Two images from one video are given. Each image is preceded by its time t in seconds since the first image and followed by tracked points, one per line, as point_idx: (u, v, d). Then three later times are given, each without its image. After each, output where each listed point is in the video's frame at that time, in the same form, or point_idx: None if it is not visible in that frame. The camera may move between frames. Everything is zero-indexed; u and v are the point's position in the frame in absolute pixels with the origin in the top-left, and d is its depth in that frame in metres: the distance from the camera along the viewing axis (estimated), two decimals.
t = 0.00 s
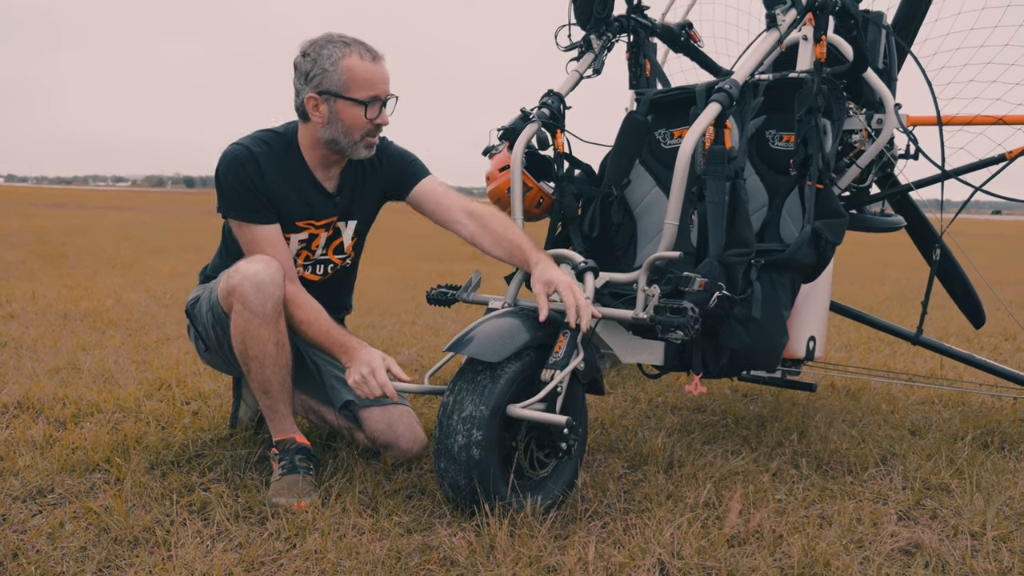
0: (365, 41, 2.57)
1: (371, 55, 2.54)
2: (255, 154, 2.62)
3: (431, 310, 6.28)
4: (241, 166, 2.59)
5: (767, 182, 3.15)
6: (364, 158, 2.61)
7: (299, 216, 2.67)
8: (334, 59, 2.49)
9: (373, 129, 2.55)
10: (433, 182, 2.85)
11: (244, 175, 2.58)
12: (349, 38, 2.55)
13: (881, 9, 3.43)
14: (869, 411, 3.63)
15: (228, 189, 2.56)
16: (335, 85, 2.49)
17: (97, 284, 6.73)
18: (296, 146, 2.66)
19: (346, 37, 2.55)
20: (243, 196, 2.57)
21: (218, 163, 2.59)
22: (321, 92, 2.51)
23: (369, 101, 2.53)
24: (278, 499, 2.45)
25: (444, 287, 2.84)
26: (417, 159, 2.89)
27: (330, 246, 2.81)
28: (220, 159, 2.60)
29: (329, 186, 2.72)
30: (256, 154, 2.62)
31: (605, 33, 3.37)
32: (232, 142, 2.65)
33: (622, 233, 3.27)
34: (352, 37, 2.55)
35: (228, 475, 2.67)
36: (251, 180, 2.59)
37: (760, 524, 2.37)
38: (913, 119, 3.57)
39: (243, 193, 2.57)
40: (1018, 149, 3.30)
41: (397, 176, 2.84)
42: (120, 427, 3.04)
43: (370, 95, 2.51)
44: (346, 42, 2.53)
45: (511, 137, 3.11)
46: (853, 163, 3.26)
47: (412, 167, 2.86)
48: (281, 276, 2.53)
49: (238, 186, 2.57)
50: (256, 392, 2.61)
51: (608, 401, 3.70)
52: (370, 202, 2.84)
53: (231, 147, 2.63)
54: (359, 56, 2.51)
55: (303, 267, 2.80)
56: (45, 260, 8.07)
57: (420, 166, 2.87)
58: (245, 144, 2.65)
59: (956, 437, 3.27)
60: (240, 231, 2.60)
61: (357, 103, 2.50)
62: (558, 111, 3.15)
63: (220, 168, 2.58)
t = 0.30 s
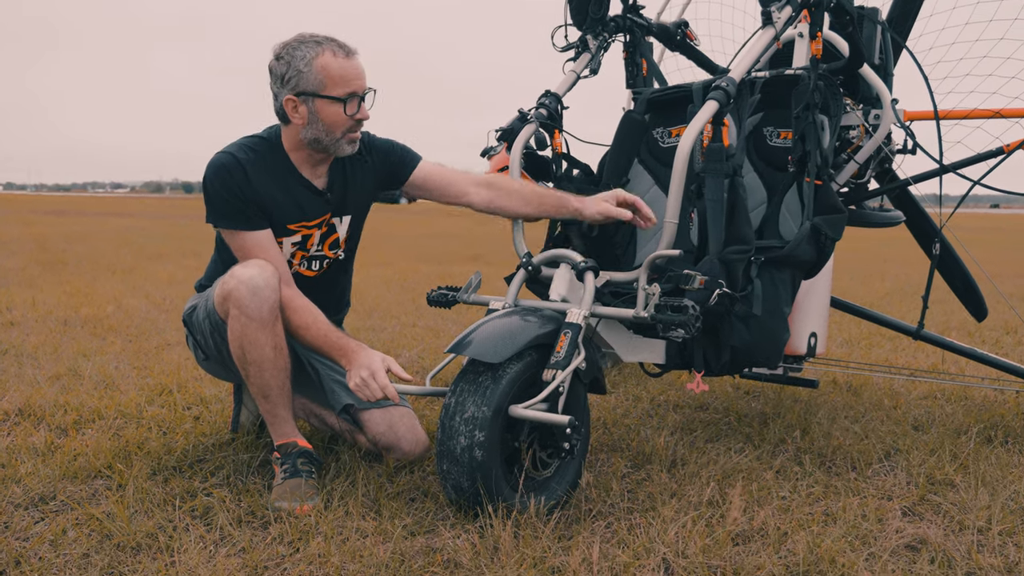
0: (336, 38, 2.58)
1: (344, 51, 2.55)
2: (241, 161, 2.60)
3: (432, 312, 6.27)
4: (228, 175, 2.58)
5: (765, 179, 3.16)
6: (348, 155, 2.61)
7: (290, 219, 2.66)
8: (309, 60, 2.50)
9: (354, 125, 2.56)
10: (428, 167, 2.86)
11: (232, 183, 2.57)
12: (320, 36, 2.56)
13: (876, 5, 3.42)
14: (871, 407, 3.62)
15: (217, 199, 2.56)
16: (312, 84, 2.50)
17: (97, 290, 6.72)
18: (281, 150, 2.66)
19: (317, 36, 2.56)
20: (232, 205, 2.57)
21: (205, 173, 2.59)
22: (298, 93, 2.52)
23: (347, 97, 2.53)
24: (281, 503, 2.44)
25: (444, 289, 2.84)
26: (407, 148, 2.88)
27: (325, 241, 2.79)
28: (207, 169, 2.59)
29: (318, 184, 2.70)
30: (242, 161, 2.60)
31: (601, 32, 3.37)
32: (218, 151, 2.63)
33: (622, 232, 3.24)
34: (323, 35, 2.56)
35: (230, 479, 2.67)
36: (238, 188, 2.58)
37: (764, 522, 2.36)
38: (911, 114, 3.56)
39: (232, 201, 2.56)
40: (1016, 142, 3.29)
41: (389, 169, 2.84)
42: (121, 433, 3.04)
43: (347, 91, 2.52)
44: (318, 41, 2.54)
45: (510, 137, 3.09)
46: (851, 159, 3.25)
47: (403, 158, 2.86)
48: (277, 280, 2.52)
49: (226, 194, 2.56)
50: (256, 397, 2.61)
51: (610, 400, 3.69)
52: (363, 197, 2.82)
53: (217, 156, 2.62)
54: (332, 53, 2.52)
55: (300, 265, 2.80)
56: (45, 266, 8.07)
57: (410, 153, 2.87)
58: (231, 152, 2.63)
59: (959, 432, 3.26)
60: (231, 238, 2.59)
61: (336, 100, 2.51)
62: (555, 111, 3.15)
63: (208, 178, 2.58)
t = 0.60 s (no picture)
0: (339, 48, 2.59)
1: (346, 60, 2.55)
2: (241, 167, 2.61)
3: (431, 315, 6.27)
4: (227, 180, 2.58)
5: (764, 182, 3.16)
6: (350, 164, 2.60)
7: (289, 225, 2.67)
8: (310, 69, 2.51)
9: (355, 134, 2.55)
10: (437, 181, 2.88)
11: (231, 188, 2.58)
12: (323, 46, 2.57)
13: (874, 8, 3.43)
14: (870, 410, 3.62)
15: (215, 203, 2.56)
16: (312, 92, 2.50)
17: (94, 294, 6.71)
18: (282, 156, 2.66)
19: (320, 45, 2.57)
20: (231, 210, 2.57)
21: (204, 177, 2.59)
22: (299, 102, 2.53)
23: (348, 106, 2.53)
24: (279, 507, 2.43)
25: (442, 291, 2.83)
26: (411, 159, 2.88)
27: (324, 249, 2.78)
28: (207, 173, 2.60)
29: (318, 192, 2.70)
30: (242, 166, 2.61)
31: (600, 36, 3.38)
32: (218, 155, 2.64)
33: (621, 235, 3.27)
34: (325, 45, 2.57)
35: (229, 483, 2.66)
36: (237, 194, 2.58)
37: (763, 524, 2.36)
38: (909, 117, 3.57)
39: (230, 206, 2.57)
40: (1014, 145, 3.30)
41: (394, 183, 2.84)
42: (120, 436, 3.03)
43: (348, 100, 2.52)
44: (321, 50, 2.55)
45: (508, 140, 3.14)
46: (850, 162, 3.24)
47: (407, 168, 2.85)
48: (273, 284, 2.52)
49: (225, 200, 2.56)
50: (253, 400, 2.61)
51: (609, 403, 3.69)
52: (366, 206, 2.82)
53: (216, 160, 2.62)
54: (334, 62, 2.52)
55: (297, 272, 2.79)
56: (42, 270, 8.05)
57: (416, 168, 2.87)
58: (231, 157, 2.64)
59: (958, 434, 3.26)
60: (231, 242, 2.60)
61: (337, 109, 2.51)
62: (555, 114, 3.15)
63: (207, 182, 2.58)
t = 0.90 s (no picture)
0: (345, 54, 2.61)
1: (344, 66, 2.57)
2: (243, 175, 2.62)
3: (431, 322, 6.27)
4: (229, 188, 2.59)
5: (762, 189, 3.16)
6: (335, 171, 2.59)
7: (289, 235, 2.67)
8: (305, 71, 2.56)
9: (340, 140, 2.54)
10: (434, 192, 2.90)
11: (231, 196, 2.58)
12: (328, 51, 2.61)
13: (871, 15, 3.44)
14: (869, 416, 3.62)
15: (216, 211, 2.57)
16: (303, 93, 2.56)
17: (94, 302, 6.72)
18: (285, 164, 2.68)
19: (325, 51, 2.61)
20: (232, 218, 2.58)
21: (205, 184, 2.60)
22: (293, 102, 2.59)
23: (336, 111, 2.54)
24: (278, 516, 2.43)
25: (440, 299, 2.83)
26: (410, 172, 2.90)
27: (322, 261, 2.79)
28: (208, 180, 2.60)
29: (320, 203, 2.71)
30: (244, 174, 2.62)
31: (598, 44, 3.40)
32: (220, 163, 2.65)
33: (620, 241, 3.26)
34: (330, 50, 2.60)
35: (228, 491, 2.66)
36: (239, 202, 2.59)
37: (762, 532, 2.36)
38: (906, 123, 3.57)
39: (230, 213, 2.57)
40: (1012, 151, 3.30)
41: (393, 195, 2.85)
42: (119, 444, 3.04)
43: (334, 104, 2.53)
44: (322, 55, 2.59)
45: (506, 148, 3.16)
46: (847, 169, 3.27)
47: (406, 181, 2.87)
48: (270, 292, 2.53)
49: (227, 208, 2.57)
50: (251, 410, 2.61)
51: (608, 410, 3.69)
52: (366, 217, 2.83)
53: (218, 168, 2.63)
54: (329, 66, 2.55)
55: (294, 281, 2.80)
56: (42, 278, 8.06)
57: (414, 179, 2.89)
58: (234, 164, 2.65)
59: (958, 441, 3.26)
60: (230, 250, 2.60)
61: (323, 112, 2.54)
62: (553, 122, 3.17)
63: (208, 189, 2.59)
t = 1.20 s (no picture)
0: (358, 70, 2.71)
1: (351, 78, 2.65)
2: (254, 187, 2.64)
3: (431, 338, 6.28)
4: (238, 200, 2.61)
5: (762, 205, 3.18)
6: (329, 179, 2.59)
7: (294, 249, 2.69)
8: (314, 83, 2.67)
9: (336, 145, 2.58)
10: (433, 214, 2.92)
11: (240, 208, 2.60)
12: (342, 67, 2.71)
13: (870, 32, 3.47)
14: (870, 433, 3.62)
15: (226, 223, 2.58)
16: (309, 102, 2.65)
17: (96, 318, 6.74)
18: (295, 178, 2.70)
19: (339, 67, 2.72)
20: (242, 230, 2.59)
21: (216, 194, 2.62)
22: (303, 112, 2.69)
23: (337, 117, 2.61)
24: (277, 532, 2.43)
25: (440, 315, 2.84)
26: (411, 195, 2.93)
27: (323, 278, 2.81)
28: (219, 190, 2.62)
29: (326, 219, 2.73)
30: (255, 187, 2.64)
31: (598, 61, 3.43)
32: (231, 175, 2.67)
33: (619, 258, 3.30)
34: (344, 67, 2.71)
35: (227, 508, 2.66)
36: (248, 215, 2.61)
37: (762, 549, 2.36)
38: (905, 140, 3.60)
39: (239, 225, 2.59)
40: (1012, 167, 3.32)
41: (393, 217, 2.89)
42: (120, 461, 3.04)
43: (334, 109, 2.60)
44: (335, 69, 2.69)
45: (507, 165, 3.19)
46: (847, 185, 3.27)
47: (406, 205, 2.90)
48: (267, 309, 2.54)
49: (237, 220, 2.59)
50: (250, 427, 2.62)
51: (608, 426, 3.69)
52: (369, 236, 2.85)
53: (228, 180, 2.65)
54: (336, 77, 2.64)
55: (295, 296, 2.81)
56: (44, 294, 8.08)
57: (416, 202, 2.92)
58: (245, 177, 2.67)
59: (959, 457, 3.25)
60: (233, 261, 2.61)
61: (325, 118, 2.61)
62: (553, 138, 3.20)
63: (218, 200, 2.61)
